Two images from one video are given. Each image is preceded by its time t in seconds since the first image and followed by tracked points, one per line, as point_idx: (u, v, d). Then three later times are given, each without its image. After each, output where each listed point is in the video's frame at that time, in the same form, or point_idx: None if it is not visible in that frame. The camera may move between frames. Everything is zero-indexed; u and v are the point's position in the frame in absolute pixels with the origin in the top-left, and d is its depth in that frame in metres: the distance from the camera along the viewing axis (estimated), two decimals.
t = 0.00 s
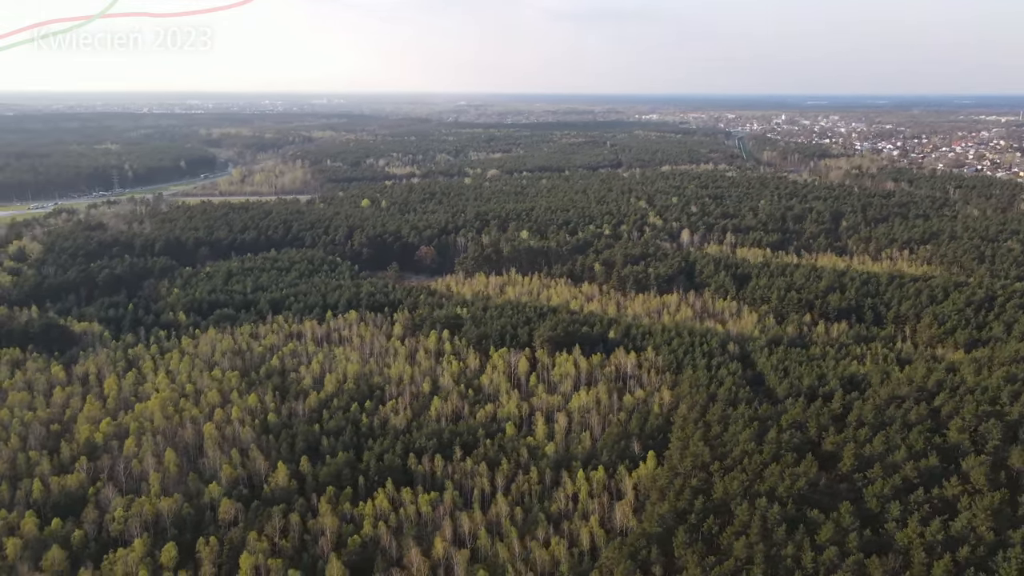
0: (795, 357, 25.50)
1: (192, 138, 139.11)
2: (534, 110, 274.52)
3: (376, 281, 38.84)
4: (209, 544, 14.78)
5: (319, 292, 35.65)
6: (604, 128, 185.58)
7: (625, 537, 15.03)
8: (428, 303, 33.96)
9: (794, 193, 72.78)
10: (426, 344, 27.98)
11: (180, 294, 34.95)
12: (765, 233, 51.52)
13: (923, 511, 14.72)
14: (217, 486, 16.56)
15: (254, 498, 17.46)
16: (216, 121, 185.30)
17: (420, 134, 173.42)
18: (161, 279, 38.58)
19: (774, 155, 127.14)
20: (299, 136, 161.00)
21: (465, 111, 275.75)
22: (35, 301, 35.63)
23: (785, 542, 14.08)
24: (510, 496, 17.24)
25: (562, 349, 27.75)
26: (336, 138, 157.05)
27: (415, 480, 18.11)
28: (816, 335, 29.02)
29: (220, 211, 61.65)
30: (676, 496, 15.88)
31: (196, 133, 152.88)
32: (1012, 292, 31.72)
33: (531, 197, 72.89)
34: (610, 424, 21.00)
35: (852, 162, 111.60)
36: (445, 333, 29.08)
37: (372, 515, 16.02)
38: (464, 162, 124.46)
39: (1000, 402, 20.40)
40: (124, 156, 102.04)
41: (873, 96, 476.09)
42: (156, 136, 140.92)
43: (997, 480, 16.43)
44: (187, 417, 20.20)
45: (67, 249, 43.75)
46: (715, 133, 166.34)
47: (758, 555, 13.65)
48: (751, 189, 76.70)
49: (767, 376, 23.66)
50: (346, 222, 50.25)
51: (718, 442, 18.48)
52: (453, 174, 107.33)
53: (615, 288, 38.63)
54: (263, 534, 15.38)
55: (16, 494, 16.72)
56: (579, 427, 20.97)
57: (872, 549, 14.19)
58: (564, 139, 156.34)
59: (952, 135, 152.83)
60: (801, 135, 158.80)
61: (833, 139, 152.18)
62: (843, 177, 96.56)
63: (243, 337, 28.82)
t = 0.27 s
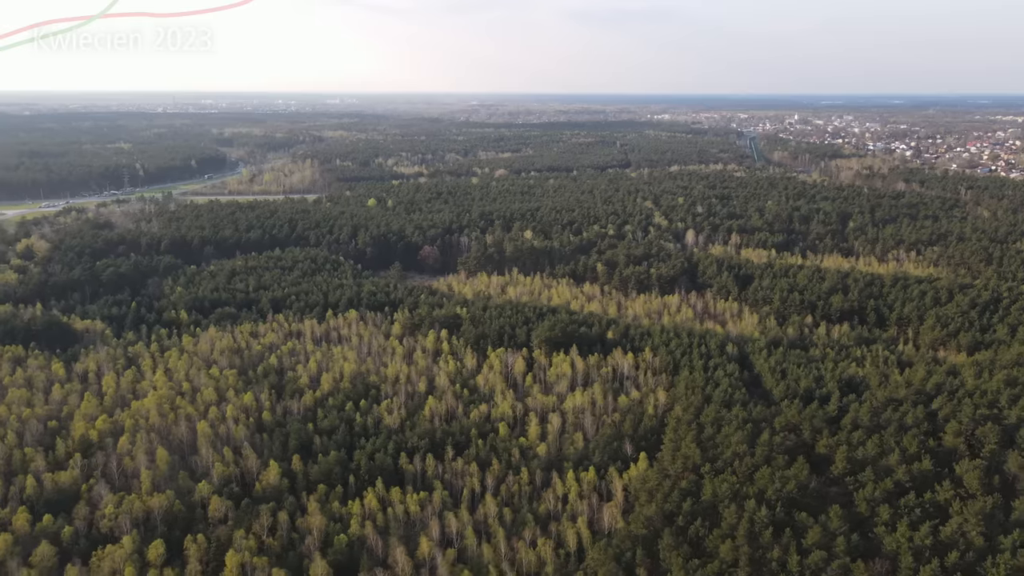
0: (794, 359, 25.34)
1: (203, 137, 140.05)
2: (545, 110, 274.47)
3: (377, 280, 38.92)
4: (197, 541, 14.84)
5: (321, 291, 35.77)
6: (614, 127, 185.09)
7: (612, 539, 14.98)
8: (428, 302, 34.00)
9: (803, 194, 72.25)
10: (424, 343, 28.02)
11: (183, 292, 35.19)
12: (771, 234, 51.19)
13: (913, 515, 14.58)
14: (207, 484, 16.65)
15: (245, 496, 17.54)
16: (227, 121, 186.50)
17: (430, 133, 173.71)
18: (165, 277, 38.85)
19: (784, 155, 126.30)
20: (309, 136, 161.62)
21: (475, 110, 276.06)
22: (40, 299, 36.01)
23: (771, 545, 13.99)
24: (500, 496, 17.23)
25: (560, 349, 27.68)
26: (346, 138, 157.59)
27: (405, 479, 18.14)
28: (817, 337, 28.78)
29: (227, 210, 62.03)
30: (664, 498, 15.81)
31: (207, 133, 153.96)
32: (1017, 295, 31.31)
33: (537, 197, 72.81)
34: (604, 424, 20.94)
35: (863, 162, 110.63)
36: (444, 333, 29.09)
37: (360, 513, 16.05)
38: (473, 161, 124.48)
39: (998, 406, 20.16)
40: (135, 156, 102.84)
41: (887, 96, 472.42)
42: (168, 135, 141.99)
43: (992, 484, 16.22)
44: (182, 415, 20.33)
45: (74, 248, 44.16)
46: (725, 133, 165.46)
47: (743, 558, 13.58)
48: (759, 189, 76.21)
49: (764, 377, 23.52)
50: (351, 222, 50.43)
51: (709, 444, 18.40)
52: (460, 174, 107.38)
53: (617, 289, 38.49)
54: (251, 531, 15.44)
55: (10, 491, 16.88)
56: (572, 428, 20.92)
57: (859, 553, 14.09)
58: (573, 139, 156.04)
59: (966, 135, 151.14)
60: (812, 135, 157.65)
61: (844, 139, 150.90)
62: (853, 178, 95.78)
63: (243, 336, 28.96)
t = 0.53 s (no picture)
0: (793, 361, 25.14)
1: (214, 137, 141.02)
2: (556, 110, 274.10)
3: (380, 280, 39.01)
4: (185, 538, 14.91)
5: (323, 290, 35.91)
6: (625, 127, 184.51)
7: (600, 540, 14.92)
8: (429, 302, 34.03)
9: (812, 195, 71.70)
10: (423, 343, 28.04)
11: (187, 291, 35.44)
12: (777, 235, 50.83)
13: (903, 520, 14.45)
14: (199, 482, 16.72)
15: (237, 494, 17.61)
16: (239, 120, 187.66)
17: (440, 133, 174.02)
18: (170, 275, 39.14)
19: (796, 155, 125.42)
20: (320, 135, 162.31)
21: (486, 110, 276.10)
22: (46, 297, 36.38)
23: (758, 549, 13.87)
24: (490, 497, 17.21)
25: (559, 349, 27.61)
26: (356, 138, 158.15)
27: (396, 479, 18.16)
28: (818, 339, 28.54)
29: (235, 209, 62.40)
30: (653, 500, 15.73)
31: (219, 132, 155.08)
32: None
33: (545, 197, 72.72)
34: (598, 426, 20.86)
35: (875, 163, 109.64)
36: (443, 333, 29.10)
37: (349, 512, 16.08)
38: (482, 161, 124.53)
39: (998, 410, 19.91)
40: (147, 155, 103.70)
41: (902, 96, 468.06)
42: (180, 134, 143.24)
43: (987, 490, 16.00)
44: (178, 412, 20.43)
45: (82, 246, 44.61)
46: (737, 133, 164.52)
47: (729, 561, 13.49)
48: (768, 190, 75.71)
49: (762, 379, 23.35)
50: (356, 222, 50.60)
51: (702, 447, 18.28)
52: (469, 174, 107.50)
53: (619, 290, 38.34)
54: (239, 529, 15.50)
55: (5, 486, 17.05)
56: (566, 429, 20.87)
57: (848, 557, 13.96)
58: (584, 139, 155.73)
59: (982, 136, 149.29)
60: (824, 136, 156.50)
61: (857, 139, 149.66)
62: (865, 179, 94.89)
63: (243, 334, 29.10)
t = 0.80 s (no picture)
0: (792, 363, 24.96)
1: (226, 137, 142.03)
2: (567, 110, 273.95)
3: (383, 279, 39.10)
4: (174, 536, 15.00)
5: (326, 289, 36.04)
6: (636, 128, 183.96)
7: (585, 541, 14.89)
8: (430, 302, 34.07)
9: (821, 196, 71.16)
10: (422, 343, 28.06)
11: (190, 290, 35.68)
12: (784, 236, 50.47)
13: (892, 525, 14.32)
14: (190, 480, 16.81)
15: (229, 492, 17.70)
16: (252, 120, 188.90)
17: (451, 133, 174.30)
18: (174, 274, 39.44)
19: (807, 156, 124.55)
20: (331, 135, 163.00)
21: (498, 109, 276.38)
22: (52, 295, 36.77)
23: (744, 553, 13.77)
24: (479, 498, 17.19)
25: (557, 350, 27.57)
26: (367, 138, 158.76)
27: (387, 479, 18.19)
28: (819, 342, 28.32)
29: (243, 209, 62.78)
30: (641, 503, 15.65)
31: (232, 132, 156.22)
32: None
33: (552, 197, 72.61)
34: (592, 427, 20.76)
35: (887, 164, 108.59)
36: (442, 333, 29.17)
37: (337, 512, 16.12)
38: (492, 161, 124.56)
39: (997, 415, 19.66)
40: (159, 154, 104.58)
41: (917, 96, 463.52)
42: (193, 134, 144.37)
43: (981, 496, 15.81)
44: (173, 411, 20.55)
45: (90, 245, 45.08)
46: (749, 133, 163.56)
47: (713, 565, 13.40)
48: (777, 191, 75.21)
49: (759, 382, 23.20)
50: (362, 222, 50.78)
51: (695, 449, 18.17)
52: (478, 174, 107.58)
53: (622, 291, 38.22)
54: (227, 528, 15.57)
55: None
56: (560, 430, 20.81)
57: (835, 563, 13.84)
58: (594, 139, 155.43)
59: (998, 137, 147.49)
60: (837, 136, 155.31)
61: (870, 140, 148.38)
62: (876, 180, 94.02)
63: (244, 334, 29.25)
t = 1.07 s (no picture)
0: (791, 366, 24.76)
1: (238, 137, 143.00)
2: (579, 110, 273.47)
3: (385, 280, 39.18)
4: (163, 534, 15.10)
5: (328, 289, 36.15)
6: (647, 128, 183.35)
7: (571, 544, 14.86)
8: (431, 302, 34.10)
9: (831, 197, 70.55)
10: (420, 344, 28.09)
11: (194, 289, 35.93)
12: (790, 237, 50.09)
13: (881, 531, 14.20)
14: (181, 479, 16.92)
15: (221, 491, 17.79)
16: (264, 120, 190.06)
17: (461, 133, 174.47)
18: (179, 273, 39.73)
19: (819, 158, 123.55)
20: (342, 134, 163.64)
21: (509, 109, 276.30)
22: (59, 294, 37.17)
23: (729, 558, 13.69)
24: (468, 499, 17.19)
25: (556, 352, 27.52)
26: (378, 138, 159.25)
27: (379, 479, 18.23)
28: (820, 345, 28.10)
29: (250, 208, 63.16)
30: (628, 506, 15.59)
31: (243, 132, 157.23)
32: None
33: (559, 197, 72.50)
34: (586, 429, 20.70)
35: (900, 165, 107.54)
36: (441, 333, 29.19)
37: (326, 512, 16.17)
38: (501, 161, 124.57)
39: (996, 420, 19.41)
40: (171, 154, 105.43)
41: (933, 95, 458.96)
42: (205, 134, 145.42)
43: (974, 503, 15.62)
44: (169, 409, 20.69)
45: (97, 244, 45.52)
46: (760, 134, 162.55)
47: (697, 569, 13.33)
48: (786, 192, 74.70)
49: (756, 385, 23.05)
50: (367, 222, 50.92)
51: (686, 452, 18.09)
52: (487, 174, 107.65)
53: (624, 292, 38.07)
54: (216, 526, 15.66)
55: None
56: (553, 431, 20.76)
57: (821, 568, 13.74)
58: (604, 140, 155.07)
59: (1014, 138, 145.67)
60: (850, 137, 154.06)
61: (883, 140, 147.03)
62: (888, 181, 93.11)
63: (244, 333, 29.41)
